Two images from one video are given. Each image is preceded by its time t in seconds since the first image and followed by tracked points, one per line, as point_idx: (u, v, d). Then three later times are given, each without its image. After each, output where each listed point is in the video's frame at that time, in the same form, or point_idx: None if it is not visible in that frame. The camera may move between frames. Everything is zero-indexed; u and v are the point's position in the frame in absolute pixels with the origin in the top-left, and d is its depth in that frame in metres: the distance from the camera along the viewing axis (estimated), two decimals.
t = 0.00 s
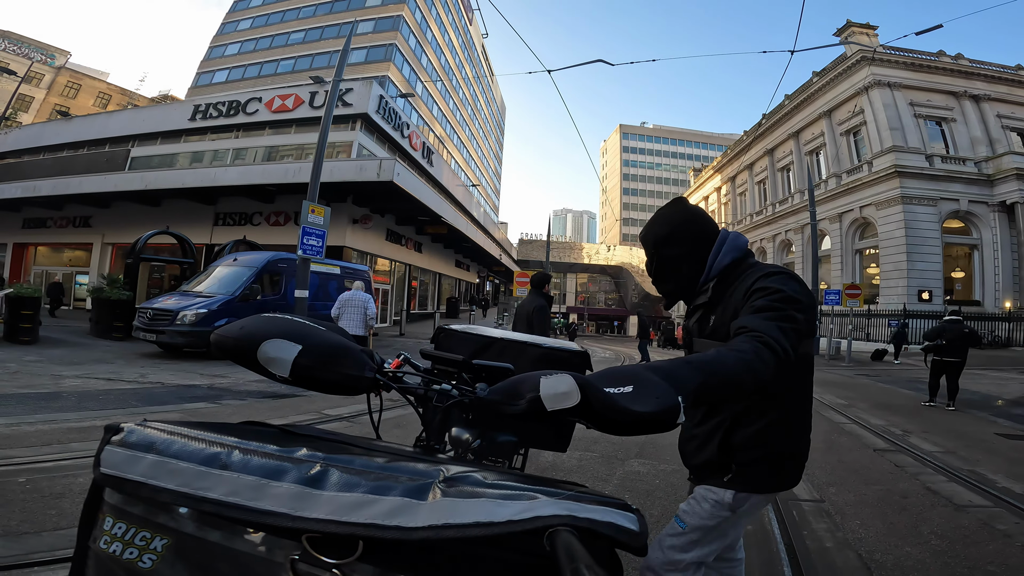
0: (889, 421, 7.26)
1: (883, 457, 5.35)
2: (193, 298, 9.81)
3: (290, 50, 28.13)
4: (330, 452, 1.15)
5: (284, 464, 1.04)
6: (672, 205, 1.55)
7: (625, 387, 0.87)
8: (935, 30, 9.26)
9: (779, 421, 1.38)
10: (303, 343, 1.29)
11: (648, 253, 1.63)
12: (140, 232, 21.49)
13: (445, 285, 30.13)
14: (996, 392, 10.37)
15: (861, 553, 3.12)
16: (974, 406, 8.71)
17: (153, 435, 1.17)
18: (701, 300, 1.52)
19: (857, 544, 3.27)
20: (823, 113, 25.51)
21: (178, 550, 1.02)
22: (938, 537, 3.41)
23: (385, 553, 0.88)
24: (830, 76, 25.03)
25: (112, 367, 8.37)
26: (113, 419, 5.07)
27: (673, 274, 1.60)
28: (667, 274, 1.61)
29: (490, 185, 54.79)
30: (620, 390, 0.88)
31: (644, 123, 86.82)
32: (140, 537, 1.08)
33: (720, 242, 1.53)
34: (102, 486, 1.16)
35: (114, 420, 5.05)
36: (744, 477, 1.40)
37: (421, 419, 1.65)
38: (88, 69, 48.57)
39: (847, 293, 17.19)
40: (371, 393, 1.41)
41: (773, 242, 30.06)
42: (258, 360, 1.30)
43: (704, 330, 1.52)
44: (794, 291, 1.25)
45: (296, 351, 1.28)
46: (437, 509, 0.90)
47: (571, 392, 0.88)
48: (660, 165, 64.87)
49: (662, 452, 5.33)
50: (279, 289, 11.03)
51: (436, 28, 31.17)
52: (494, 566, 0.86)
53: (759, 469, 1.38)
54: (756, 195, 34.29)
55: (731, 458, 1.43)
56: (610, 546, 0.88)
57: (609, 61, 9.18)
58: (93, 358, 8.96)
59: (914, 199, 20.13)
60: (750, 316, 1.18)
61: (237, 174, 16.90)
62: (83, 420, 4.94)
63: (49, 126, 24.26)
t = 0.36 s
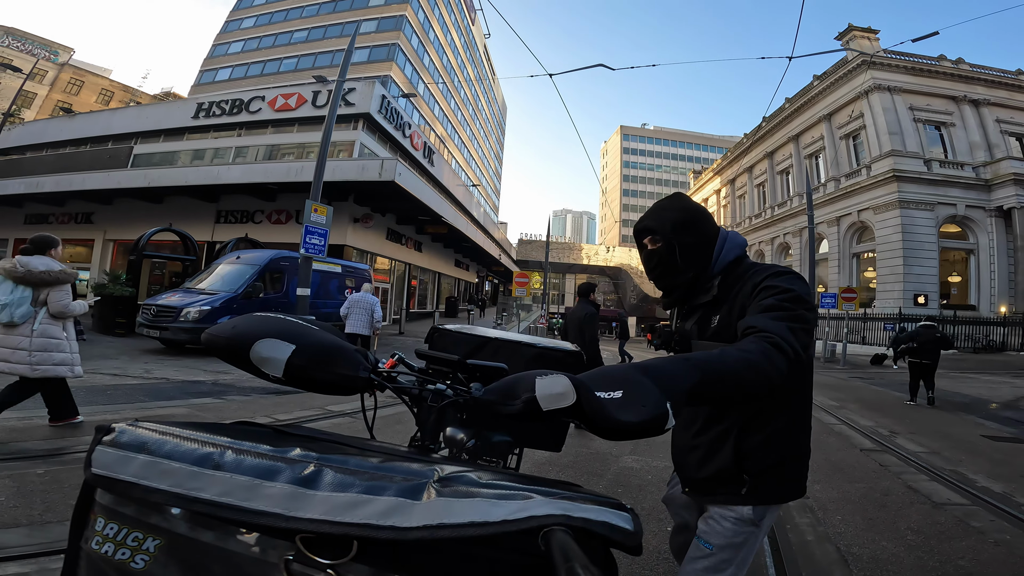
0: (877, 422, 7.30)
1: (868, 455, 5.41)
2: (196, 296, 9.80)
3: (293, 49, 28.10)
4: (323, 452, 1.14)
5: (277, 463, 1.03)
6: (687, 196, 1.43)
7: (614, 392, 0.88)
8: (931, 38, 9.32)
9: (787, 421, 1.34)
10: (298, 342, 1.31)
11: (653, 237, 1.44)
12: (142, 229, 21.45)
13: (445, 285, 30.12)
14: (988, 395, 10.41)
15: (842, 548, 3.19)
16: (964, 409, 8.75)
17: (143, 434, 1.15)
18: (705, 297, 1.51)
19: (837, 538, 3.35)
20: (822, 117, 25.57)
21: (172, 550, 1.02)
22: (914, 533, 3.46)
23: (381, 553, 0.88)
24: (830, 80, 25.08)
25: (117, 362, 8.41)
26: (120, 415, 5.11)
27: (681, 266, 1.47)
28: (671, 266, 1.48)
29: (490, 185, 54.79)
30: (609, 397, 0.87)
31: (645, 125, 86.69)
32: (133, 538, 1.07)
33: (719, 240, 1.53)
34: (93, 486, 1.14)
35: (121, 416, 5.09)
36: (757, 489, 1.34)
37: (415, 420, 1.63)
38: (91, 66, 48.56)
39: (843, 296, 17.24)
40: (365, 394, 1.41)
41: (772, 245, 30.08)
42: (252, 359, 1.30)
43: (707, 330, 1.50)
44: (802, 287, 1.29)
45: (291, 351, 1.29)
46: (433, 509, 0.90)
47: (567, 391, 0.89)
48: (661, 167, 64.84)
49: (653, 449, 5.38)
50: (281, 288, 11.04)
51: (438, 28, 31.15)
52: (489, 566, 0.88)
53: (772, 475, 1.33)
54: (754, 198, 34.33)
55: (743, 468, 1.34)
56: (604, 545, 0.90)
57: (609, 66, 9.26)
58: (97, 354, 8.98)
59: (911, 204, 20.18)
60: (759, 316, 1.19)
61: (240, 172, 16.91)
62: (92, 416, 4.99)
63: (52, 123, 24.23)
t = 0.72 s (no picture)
0: (874, 424, 7.32)
1: (865, 456, 5.44)
2: (200, 294, 9.79)
3: (296, 47, 28.10)
4: (325, 461, 1.14)
5: (282, 473, 1.02)
6: (699, 189, 1.41)
7: (615, 394, 0.88)
8: (933, 44, 9.33)
9: (794, 425, 1.32)
10: (296, 352, 1.31)
11: (666, 226, 1.43)
12: (145, 227, 21.47)
13: (445, 285, 30.14)
14: (984, 398, 10.46)
15: (839, 545, 3.22)
16: (961, 412, 8.79)
17: (146, 448, 1.14)
18: (715, 297, 1.48)
19: (833, 535, 3.37)
20: (824, 120, 25.63)
21: (180, 563, 1.01)
22: (908, 531, 3.47)
23: (390, 560, 0.89)
24: (832, 83, 25.12)
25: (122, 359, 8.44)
26: (128, 413, 5.14)
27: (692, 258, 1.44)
28: (685, 259, 1.46)
29: (491, 185, 54.84)
30: (611, 399, 0.88)
31: (647, 126, 86.65)
32: (141, 552, 1.06)
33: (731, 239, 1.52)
34: (100, 501, 1.13)
35: (129, 413, 5.12)
36: (768, 492, 1.31)
37: (416, 426, 1.59)
38: (95, 64, 48.61)
39: (842, 300, 17.28)
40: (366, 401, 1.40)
41: (771, 248, 30.15)
42: (250, 372, 1.30)
43: (717, 332, 1.48)
44: (811, 287, 1.31)
45: (289, 361, 1.29)
46: (437, 515, 0.90)
47: (566, 392, 0.90)
48: (662, 168, 64.80)
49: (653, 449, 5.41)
50: (285, 286, 11.09)
51: (441, 28, 31.16)
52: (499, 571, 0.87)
53: (780, 476, 1.31)
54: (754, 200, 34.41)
55: (754, 473, 1.31)
56: (612, 543, 0.90)
57: (613, 69, 9.30)
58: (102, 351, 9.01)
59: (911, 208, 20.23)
60: (771, 318, 1.19)
61: (243, 171, 16.92)
62: (101, 413, 5.03)
63: (56, 120, 24.26)
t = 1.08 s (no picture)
0: (875, 425, 7.33)
1: (866, 457, 5.44)
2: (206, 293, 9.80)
3: (299, 47, 28.08)
4: (333, 470, 1.13)
5: (291, 485, 1.01)
6: (667, 199, 1.38)
7: (618, 391, 0.90)
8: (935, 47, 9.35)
9: (768, 424, 1.34)
10: (297, 365, 1.32)
11: (636, 242, 1.38)
12: (147, 226, 21.46)
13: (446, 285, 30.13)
14: (983, 400, 10.49)
15: (844, 542, 3.23)
16: (962, 414, 8.79)
17: (154, 465, 1.11)
18: (693, 300, 1.47)
19: (837, 533, 3.37)
20: (825, 122, 25.68)
21: None
22: (911, 529, 3.47)
23: (406, 565, 0.88)
24: (834, 85, 25.12)
25: (127, 358, 8.44)
26: (137, 413, 5.15)
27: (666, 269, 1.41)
28: (658, 271, 1.43)
29: (492, 186, 54.89)
30: (614, 395, 0.89)
31: (648, 126, 86.55)
32: (157, 567, 1.04)
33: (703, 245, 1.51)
34: (112, 521, 1.09)
35: (138, 413, 5.12)
36: (749, 488, 1.31)
37: (422, 432, 1.57)
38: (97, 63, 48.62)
39: (842, 301, 17.28)
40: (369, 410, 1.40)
41: (772, 249, 30.18)
42: (253, 385, 1.30)
43: (693, 335, 1.47)
44: (784, 288, 1.34)
45: (291, 373, 1.30)
46: (449, 519, 0.90)
47: (570, 391, 0.89)
48: (663, 169, 64.80)
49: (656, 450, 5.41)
50: (289, 285, 11.06)
51: (444, 28, 31.18)
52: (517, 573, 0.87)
53: (760, 473, 1.32)
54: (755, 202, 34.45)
55: (735, 470, 1.31)
56: (625, 539, 0.90)
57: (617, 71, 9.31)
58: (108, 351, 9.01)
59: (912, 210, 20.25)
60: (754, 321, 1.21)
61: (247, 171, 16.91)
62: (110, 413, 5.03)
63: (59, 119, 24.26)
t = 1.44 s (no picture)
0: (871, 428, 7.33)
1: (861, 459, 5.45)
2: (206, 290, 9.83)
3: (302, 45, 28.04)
4: (330, 468, 1.14)
5: (288, 482, 1.01)
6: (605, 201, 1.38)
7: (616, 389, 0.90)
8: (939, 51, 9.33)
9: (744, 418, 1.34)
10: (295, 362, 1.32)
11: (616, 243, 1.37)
12: (148, 222, 21.44)
13: (446, 284, 30.10)
14: (980, 404, 10.50)
15: (838, 543, 3.25)
16: (958, 417, 8.80)
17: (150, 461, 1.11)
18: (664, 297, 1.44)
19: (831, 534, 3.37)
20: (826, 125, 25.72)
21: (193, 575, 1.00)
22: (903, 531, 3.48)
23: (401, 566, 0.88)
24: (837, 87, 25.11)
25: (127, 354, 8.43)
26: (137, 409, 5.15)
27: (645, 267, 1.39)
28: (621, 277, 1.43)
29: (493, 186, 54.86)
30: (609, 392, 0.89)
31: (649, 127, 86.60)
32: (153, 565, 1.04)
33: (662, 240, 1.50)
34: (108, 517, 1.09)
35: (138, 410, 5.13)
36: (723, 481, 1.32)
37: (419, 430, 1.57)
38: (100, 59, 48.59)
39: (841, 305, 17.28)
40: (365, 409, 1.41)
41: (771, 252, 30.19)
42: (251, 381, 1.31)
43: (660, 331, 1.45)
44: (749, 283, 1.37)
45: (289, 371, 1.31)
46: (445, 518, 0.91)
47: (568, 390, 0.90)
48: (663, 171, 64.80)
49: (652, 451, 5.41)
50: (289, 283, 11.05)
51: (446, 28, 31.16)
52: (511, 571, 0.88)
53: (733, 464, 1.34)
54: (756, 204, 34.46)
55: (710, 463, 1.32)
56: (622, 539, 0.91)
57: (619, 74, 9.31)
58: (107, 346, 9.01)
59: (912, 214, 20.26)
60: (732, 318, 1.22)
61: (248, 168, 16.89)
62: (110, 409, 5.03)
63: (61, 114, 24.22)
